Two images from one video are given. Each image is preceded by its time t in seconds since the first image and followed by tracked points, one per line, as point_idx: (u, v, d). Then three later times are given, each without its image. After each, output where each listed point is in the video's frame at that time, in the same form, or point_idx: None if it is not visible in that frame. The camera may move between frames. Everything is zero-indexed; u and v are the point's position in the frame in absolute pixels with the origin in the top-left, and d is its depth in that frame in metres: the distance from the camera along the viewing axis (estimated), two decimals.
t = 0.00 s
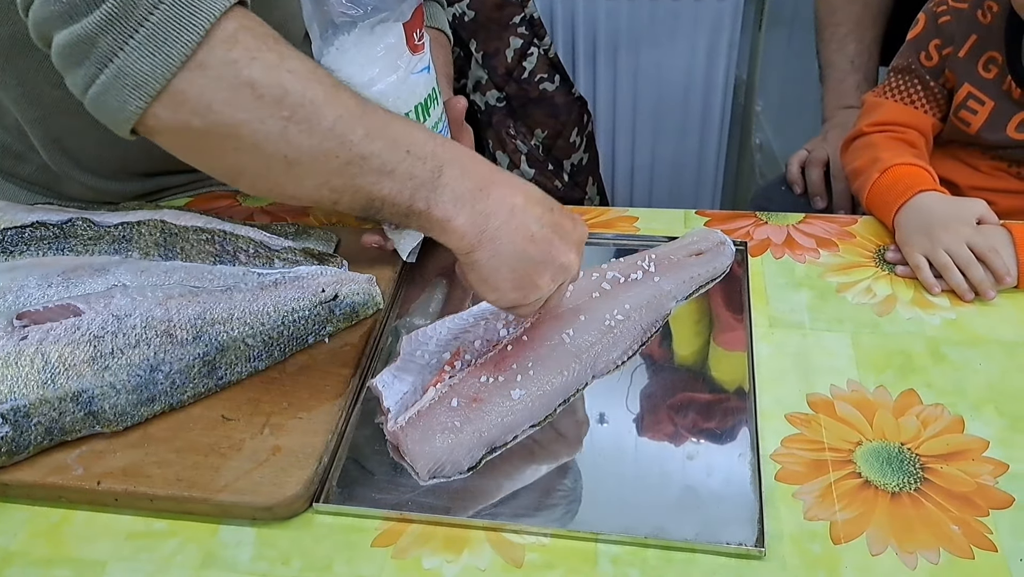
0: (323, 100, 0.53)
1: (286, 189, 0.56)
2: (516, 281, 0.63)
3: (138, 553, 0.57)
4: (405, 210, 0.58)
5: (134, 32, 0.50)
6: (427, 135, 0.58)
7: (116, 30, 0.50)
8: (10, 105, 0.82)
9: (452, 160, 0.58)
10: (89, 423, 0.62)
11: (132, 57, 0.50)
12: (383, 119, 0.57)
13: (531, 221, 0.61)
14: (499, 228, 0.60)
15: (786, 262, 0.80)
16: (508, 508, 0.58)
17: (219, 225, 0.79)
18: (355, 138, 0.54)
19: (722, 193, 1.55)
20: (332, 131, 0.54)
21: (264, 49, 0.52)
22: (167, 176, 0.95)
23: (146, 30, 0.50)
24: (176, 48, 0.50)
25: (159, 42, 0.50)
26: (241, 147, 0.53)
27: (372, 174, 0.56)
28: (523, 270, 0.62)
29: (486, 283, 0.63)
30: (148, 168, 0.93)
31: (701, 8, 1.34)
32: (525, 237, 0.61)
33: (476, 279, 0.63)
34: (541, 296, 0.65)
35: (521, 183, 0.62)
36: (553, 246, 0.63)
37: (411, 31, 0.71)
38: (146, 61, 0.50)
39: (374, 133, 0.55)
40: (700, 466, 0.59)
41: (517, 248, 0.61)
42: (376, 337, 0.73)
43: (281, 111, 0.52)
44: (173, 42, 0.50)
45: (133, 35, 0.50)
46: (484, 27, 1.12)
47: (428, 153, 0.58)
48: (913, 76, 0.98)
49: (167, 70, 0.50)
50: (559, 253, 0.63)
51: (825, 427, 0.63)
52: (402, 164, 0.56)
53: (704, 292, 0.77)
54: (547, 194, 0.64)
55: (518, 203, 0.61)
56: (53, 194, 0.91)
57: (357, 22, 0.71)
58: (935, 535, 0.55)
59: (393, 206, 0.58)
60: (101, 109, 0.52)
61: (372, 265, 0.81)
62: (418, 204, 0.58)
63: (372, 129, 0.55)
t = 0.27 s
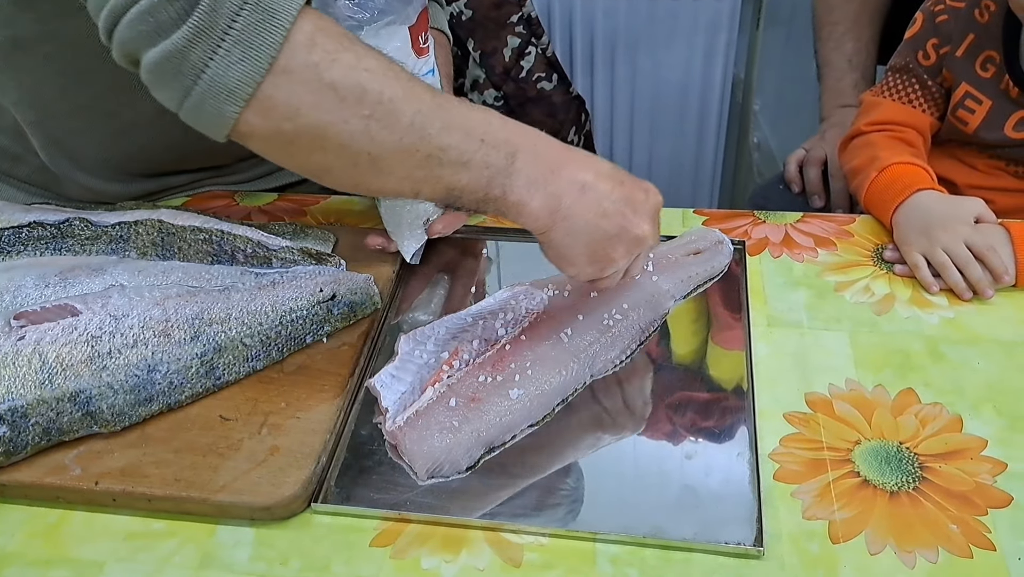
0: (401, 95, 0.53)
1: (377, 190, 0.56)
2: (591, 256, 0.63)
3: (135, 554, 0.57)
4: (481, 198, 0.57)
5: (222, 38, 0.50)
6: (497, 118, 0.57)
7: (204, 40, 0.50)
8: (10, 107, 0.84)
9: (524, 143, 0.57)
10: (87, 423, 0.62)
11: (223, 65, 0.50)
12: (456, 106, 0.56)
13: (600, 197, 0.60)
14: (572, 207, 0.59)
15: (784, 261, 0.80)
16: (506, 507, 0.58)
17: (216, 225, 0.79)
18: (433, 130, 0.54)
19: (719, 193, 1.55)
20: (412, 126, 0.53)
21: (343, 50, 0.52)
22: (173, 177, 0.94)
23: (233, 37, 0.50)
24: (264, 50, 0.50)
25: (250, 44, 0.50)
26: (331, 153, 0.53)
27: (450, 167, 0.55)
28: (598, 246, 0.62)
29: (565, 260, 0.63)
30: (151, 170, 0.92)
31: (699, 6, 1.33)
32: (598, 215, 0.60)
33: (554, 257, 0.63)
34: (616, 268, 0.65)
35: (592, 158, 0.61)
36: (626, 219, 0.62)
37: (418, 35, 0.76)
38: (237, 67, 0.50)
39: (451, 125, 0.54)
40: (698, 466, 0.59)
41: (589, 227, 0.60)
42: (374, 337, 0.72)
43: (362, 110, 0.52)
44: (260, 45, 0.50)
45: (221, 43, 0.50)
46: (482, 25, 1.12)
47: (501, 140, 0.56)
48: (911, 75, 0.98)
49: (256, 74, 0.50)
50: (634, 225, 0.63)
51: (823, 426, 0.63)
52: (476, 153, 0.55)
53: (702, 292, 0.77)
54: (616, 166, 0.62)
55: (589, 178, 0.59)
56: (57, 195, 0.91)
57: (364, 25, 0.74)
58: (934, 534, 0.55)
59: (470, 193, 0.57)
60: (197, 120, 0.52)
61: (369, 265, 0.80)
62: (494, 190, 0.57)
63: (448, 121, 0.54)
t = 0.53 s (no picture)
0: (484, 86, 0.55)
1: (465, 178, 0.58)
2: (664, 232, 0.67)
3: (135, 554, 0.57)
4: (561, 180, 0.60)
5: (319, 41, 0.50)
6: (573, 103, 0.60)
7: (304, 45, 0.50)
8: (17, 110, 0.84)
9: (600, 127, 0.60)
10: (86, 423, 0.62)
11: (324, 68, 0.51)
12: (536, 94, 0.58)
13: (673, 174, 0.64)
14: (646, 185, 0.63)
15: (782, 261, 0.80)
16: (505, 506, 0.58)
17: (214, 224, 0.79)
18: (517, 119, 0.56)
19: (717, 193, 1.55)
20: (497, 116, 0.55)
21: (428, 46, 0.53)
22: (179, 177, 0.95)
23: (329, 39, 0.50)
24: (360, 49, 0.51)
25: (349, 43, 0.50)
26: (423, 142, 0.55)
27: (533, 154, 0.58)
28: (670, 222, 0.66)
29: (638, 235, 0.67)
30: (157, 170, 0.92)
31: (697, 6, 1.33)
32: (671, 192, 0.64)
33: (629, 232, 0.66)
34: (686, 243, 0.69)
35: (662, 139, 0.65)
36: (696, 195, 0.66)
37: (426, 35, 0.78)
38: (336, 69, 0.51)
39: (533, 112, 0.57)
40: (697, 464, 0.60)
41: (663, 202, 0.64)
42: (373, 336, 0.73)
43: (451, 103, 0.54)
44: (355, 46, 0.50)
45: (318, 47, 0.50)
46: (479, 24, 1.12)
47: (580, 126, 0.59)
48: (908, 76, 0.98)
49: (353, 73, 0.51)
50: (705, 200, 0.67)
51: (821, 425, 0.63)
52: (558, 138, 0.58)
53: (701, 291, 0.77)
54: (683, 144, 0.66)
55: (662, 158, 0.63)
56: (66, 197, 0.92)
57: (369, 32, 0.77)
58: (931, 533, 0.55)
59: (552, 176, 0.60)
60: (298, 122, 0.53)
61: (367, 265, 0.80)
62: (575, 172, 0.60)
63: (531, 109, 0.57)
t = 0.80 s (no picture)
0: (476, 88, 0.55)
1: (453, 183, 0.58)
2: (656, 251, 0.66)
3: (134, 554, 0.57)
4: (551, 190, 0.60)
5: (308, 34, 0.51)
6: (568, 115, 0.60)
7: (291, 37, 0.51)
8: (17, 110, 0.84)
9: (592, 139, 0.60)
10: (86, 423, 0.62)
11: (311, 60, 0.51)
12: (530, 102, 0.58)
13: (668, 192, 0.64)
14: (637, 202, 0.63)
15: (780, 261, 0.80)
16: (504, 505, 0.58)
17: (213, 224, 0.79)
18: (507, 124, 0.56)
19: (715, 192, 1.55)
20: (488, 121, 0.55)
21: (421, 44, 0.54)
22: (179, 177, 0.94)
23: (317, 32, 0.51)
24: (348, 44, 0.51)
25: (336, 39, 0.51)
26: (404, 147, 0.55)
27: (523, 159, 0.57)
28: (661, 240, 0.66)
29: (629, 255, 0.66)
30: (158, 170, 0.92)
31: (695, 6, 1.34)
32: (664, 210, 0.64)
33: (619, 252, 0.66)
34: (679, 262, 0.69)
35: (656, 158, 0.65)
36: (689, 215, 0.66)
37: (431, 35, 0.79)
38: (322, 62, 0.51)
39: (524, 117, 0.57)
40: (695, 464, 0.60)
41: (655, 219, 0.64)
42: (372, 335, 0.73)
43: (441, 104, 0.54)
44: (344, 40, 0.51)
45: (307, 39, 0.51)
46: (477, 25, 1.11)
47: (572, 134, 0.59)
48: (905, 76, 0.98)
49: (340, 67, 0.51)
50: (697, 223, 0.67)
51: (819, 424, 0.63)
52: (550, 146, 0.58)
53: (699, 290, 0.77)
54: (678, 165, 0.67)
55: (655, 176, 0.63)
56: (72, 199, 0.92)
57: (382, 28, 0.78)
58: (929, 531, 0.55)
59: (541, 186, 0.60)
60: (283, 116, 0.53)
61: (366, 265, 0.80)
62: (564, 183, 0.60)
63: (522, 115, 0.57)
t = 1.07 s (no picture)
0: (478, 107, 0.54)
1: (447, 203, 0.58)
2: (664, 286, 0.64)
3: (134, 554, 0.57)
4: (552, 219, 0.59)
5: (304, 40, 0.50)
6: (575, 144, 0.59)
7: (289, 42, 0.50)
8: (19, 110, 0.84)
9: (598, 170, 0.59)
10: (85, 423, 0.62)
11: (310, 67, 0.50)
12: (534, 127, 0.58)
13: (677, 229, 0.62)
14: (645, 238, 0.61)
15: (778, 260, 0.81)
16: (503, 505, 0.58)
17: (212, 224, 0.79)
18: (507, 149, 0.55)
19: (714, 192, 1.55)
20: (486, 141, 0.55)
21: (421, 56, 0.53)
22: (177, 177, 0.94)
23: (317, 37, 0.50)
24: (348, 50, 0.50)
25: (332, 46, 0.50)
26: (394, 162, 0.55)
27: (522, 187, 0.57)
28: (670, 275, 0.63)
29: (637, 290, 0.64)
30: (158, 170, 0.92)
31: (693, 6, 1.34)
32: (674, 247, 0.62)
33: (628, 286, 0.64)
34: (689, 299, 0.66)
35: (668, 189, 0.63)
36: (701, 250, 0.64)
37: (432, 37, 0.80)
38: (322, 69, 0.50)
39: (526, 143, 0.56)
40: (693, 463, 0.60)
41: (663, 257, 0.62)
42: (371, 335, 0.73)
43: (439, 120, 0.53)
44: (344, 46, 0.50)
45: (306, 44, 0.50)
46: (476, 25, 1.12)
47: (577, 163, 0.58)
48: (902, 76, 0.98)
49: (339, 74, 0.51)
50: (710, 258, 0.64)
51: (818, 423, 0.63)
52: (551, 174, 0.57)
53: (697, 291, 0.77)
54: (692, 196, 0.65)
55: (666, 209, 0.62)
56: (70, 198, 0.91)
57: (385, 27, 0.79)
58: (927, 530, 0.55)
59: (542, 214, 0.59)
60: (282, 122, 0.53)
61: (364, 265, 0.80)
62: (566, 214, 0.59)
63: (524, 140, 0.56)
